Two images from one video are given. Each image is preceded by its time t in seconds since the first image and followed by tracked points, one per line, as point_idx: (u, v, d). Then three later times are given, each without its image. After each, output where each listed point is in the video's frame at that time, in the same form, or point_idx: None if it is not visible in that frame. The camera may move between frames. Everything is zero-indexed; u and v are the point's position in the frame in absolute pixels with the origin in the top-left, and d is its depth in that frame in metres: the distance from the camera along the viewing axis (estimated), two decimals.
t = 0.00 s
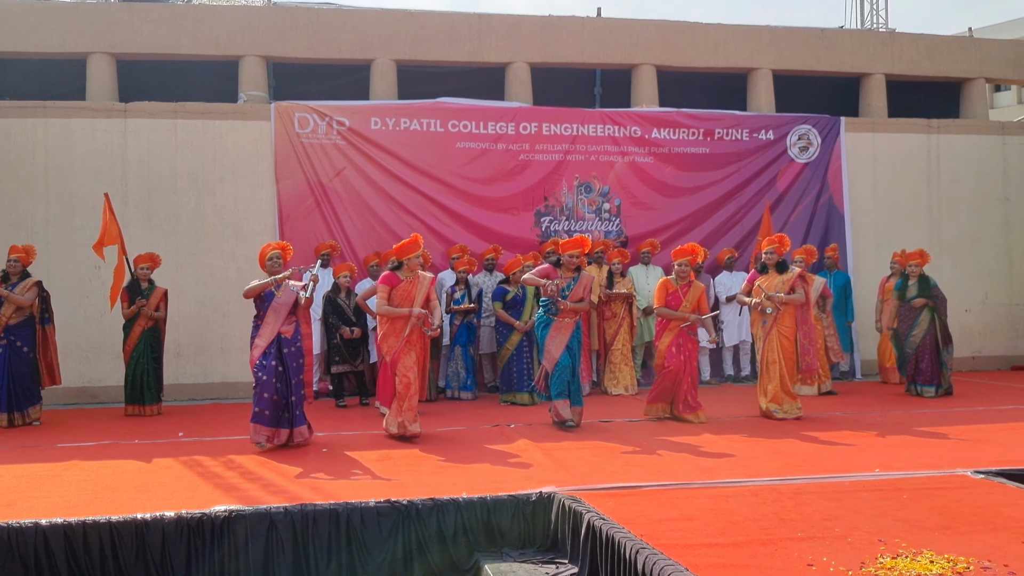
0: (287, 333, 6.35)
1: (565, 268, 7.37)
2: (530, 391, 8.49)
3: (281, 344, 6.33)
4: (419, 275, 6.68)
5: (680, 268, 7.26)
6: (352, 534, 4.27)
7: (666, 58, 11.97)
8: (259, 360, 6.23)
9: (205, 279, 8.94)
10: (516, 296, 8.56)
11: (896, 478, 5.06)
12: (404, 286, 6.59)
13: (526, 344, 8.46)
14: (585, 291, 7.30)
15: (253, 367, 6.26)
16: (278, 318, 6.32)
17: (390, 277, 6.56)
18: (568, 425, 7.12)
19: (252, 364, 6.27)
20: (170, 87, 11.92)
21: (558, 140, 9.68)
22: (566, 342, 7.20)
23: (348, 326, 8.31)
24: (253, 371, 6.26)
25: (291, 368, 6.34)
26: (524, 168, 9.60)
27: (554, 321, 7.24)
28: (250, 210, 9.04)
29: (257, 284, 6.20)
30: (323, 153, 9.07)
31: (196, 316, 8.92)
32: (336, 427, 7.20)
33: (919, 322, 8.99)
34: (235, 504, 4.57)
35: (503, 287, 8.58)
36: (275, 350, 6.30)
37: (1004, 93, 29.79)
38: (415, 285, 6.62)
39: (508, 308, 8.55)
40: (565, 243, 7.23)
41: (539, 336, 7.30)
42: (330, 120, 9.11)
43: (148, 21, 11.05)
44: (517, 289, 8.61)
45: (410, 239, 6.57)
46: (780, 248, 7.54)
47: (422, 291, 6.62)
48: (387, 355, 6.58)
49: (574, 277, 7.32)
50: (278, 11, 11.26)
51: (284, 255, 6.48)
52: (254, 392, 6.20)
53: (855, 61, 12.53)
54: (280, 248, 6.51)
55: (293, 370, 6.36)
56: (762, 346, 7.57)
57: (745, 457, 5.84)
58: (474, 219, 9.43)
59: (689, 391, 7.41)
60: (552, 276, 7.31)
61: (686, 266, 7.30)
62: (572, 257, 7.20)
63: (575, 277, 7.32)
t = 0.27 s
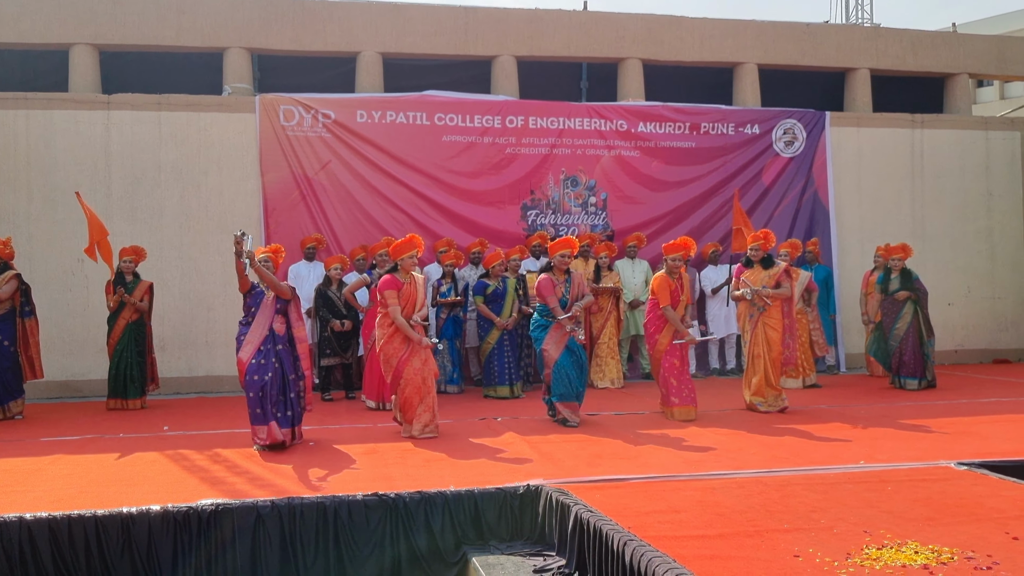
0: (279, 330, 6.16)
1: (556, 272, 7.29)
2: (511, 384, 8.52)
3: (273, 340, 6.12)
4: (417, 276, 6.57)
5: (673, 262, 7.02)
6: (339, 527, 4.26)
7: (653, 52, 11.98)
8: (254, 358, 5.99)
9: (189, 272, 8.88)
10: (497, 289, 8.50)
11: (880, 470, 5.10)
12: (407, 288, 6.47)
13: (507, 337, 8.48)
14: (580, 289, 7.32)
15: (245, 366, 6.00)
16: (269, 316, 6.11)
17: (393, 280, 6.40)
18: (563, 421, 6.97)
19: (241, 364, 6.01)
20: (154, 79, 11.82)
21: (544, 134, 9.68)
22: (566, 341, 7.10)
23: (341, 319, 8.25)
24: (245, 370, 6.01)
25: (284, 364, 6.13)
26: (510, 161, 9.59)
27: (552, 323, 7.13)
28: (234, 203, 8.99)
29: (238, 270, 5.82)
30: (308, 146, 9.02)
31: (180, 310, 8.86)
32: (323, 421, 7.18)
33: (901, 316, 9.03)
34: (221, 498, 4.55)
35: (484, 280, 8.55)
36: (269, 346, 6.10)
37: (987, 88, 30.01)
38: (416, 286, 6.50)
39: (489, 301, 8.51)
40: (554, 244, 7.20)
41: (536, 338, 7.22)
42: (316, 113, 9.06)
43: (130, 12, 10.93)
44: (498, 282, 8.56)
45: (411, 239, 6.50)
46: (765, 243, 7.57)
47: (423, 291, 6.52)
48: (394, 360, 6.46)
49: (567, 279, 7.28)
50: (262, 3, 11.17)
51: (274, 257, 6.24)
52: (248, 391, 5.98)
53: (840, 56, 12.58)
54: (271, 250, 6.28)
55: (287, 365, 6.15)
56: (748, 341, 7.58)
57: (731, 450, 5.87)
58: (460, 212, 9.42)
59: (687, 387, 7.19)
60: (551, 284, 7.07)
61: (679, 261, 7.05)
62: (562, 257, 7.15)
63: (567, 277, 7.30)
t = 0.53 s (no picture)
0: (269, 323, 6.14)
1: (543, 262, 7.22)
2: (494, 383, 8.49)
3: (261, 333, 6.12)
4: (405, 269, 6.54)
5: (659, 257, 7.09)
6: (327, 526, 4.25)
7: (641, 50, 11.99)
8: (242, 354, 5.99)
9: (175, 269, 8.83)
10: (482, 288, 8.53)
11: (866, 468, 5.12)
12: (395, 280, 6.46)
13: (492, 336, 8.46)
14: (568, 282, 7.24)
15: (232, 362, 6.04)
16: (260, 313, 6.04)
17: (379, 271, 6.42)
18: (552, 417, 6.94)
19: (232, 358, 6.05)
20: (140, 75, 11.75)
21: (532, 132, 9.67)
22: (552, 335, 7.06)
23: (331, 317, 8.27)
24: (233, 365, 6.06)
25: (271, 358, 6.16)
26: (498, 159, 9.58)
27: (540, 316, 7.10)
28: (221, 200, 8.94)
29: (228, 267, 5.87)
30: (295, 143, 8.98)
31: (166, 308, 8.81)
32: (310, 419, 7.15)
33: (888, 314, 9.08)
34: (208, 497, 4.53)
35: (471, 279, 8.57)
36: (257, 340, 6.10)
37: (972, 88, 30.18)
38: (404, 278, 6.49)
39: (475, 300, 8.52)
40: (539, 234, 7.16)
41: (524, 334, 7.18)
42: (303, 110, 9.02)
43: (116, 8, 10.85)
44: (484, 281, 8.58)
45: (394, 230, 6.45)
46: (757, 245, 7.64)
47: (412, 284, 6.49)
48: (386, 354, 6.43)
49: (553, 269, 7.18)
50: None
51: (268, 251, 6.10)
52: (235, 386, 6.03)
53: (827, 55, 12.63)
54: (265, 241, 6.12)
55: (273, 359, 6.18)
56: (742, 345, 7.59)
57: (719, 448, 5.88)
58: (448, 210, 9.40)
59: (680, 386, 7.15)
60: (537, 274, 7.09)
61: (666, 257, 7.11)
62: (548, 245, 7.09)
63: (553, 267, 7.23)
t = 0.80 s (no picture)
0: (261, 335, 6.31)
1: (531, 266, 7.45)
2: (484, 383, 8.50)
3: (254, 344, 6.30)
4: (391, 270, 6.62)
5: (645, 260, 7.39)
6: (317, 527, 4.24)
7: (631, 51, 12.01)
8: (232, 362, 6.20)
9: (165, 270, 8.80)
10: (474, 288, 8.50)
11: (855, 468, 5.15)
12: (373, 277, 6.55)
13: (483, 337, 8.46)
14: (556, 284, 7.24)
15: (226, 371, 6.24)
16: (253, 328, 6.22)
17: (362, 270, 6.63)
18: (528, 414, 7.04)
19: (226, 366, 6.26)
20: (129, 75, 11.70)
21: (523, 132, 9.68)
22: (533, 334, 7.16)
23: (326, 319, 8.25)
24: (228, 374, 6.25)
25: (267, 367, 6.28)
26: (489, 160, 9.58)
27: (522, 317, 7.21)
28: (211, 201, 8.91)
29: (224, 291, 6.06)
30: (285, 143, 8.96)
31: (155, 308, 8.77)
32: (301, 420, 7.14)
33: (877, 315, 9.10)
34: (198, 499, 4.51)
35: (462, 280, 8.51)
36: (246, 350, 6.26)
37: (961, 89, 30.33)
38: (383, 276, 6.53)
39: (466, 300, 8.52)
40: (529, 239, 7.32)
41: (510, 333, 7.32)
42: (293, 110, 9.00)
43: (104, 8, 10.80)
44: (476, 281, 8.54)
45: (381, 232, 6.61)
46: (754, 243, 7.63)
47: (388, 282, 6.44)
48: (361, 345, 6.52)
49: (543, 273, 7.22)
50: None
51: (263, 266, 6.27)
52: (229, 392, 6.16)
53: (817, 56, 12.68)
54: (260, 255, 6.29)
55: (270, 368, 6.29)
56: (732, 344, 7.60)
57: (709, 448, 5.90)
58: (439, 211, 9.39)
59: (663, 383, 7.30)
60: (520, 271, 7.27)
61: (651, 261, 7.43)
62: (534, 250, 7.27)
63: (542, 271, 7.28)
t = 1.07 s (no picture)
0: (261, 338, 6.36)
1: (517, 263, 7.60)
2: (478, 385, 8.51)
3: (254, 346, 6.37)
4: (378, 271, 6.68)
5: (633, 260, 7.37)
6: (310, 529, 4.23)
7: (624, 53, 12.03)
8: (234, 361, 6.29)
9: (157, 272, 8.77)
10: (468, 289, 8.52)
11: (848, 469, 5.16)
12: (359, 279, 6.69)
13: (478, 338, 8.47)
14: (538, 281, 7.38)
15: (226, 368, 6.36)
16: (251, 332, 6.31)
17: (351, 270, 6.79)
18: (497, 397, 7.42)
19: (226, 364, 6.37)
20: (120, 76, 11.67)
21: (516, 134, 9.68)
22: (514, 330, 7.31)
23: (319, 321, 8.21)
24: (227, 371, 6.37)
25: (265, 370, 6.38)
26: (482, 161, 9.58)
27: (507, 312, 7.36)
28: (203, 202, 8.88)
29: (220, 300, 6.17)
30: (278, 144, 8.95)
31: (147, 310, 8.75)
32: (294, 422, 7.12)
33: (870, 316, 9.12)
34: (190, 501, 4.50)
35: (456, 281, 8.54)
36: (246, 352, 6.35)
37: (952, 91, 30.46)
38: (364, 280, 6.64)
39: (460, 301, 8.53)
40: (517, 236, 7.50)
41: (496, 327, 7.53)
42: (286, 112, 8.99)
43: (96, 8, 10.76)
44: (469, 282, 8.58)
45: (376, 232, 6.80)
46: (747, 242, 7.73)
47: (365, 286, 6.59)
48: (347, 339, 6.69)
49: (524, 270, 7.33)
50: None
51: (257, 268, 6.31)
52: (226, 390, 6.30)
53: (809, 58, 12.72)
54: (253, 258, 6.33)
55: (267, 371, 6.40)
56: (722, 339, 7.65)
57: (702, 450, 5.90)
58: (432, 212, 9.39)
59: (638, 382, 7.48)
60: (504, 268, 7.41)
61: (639, 259, 7.40)
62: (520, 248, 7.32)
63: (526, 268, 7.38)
